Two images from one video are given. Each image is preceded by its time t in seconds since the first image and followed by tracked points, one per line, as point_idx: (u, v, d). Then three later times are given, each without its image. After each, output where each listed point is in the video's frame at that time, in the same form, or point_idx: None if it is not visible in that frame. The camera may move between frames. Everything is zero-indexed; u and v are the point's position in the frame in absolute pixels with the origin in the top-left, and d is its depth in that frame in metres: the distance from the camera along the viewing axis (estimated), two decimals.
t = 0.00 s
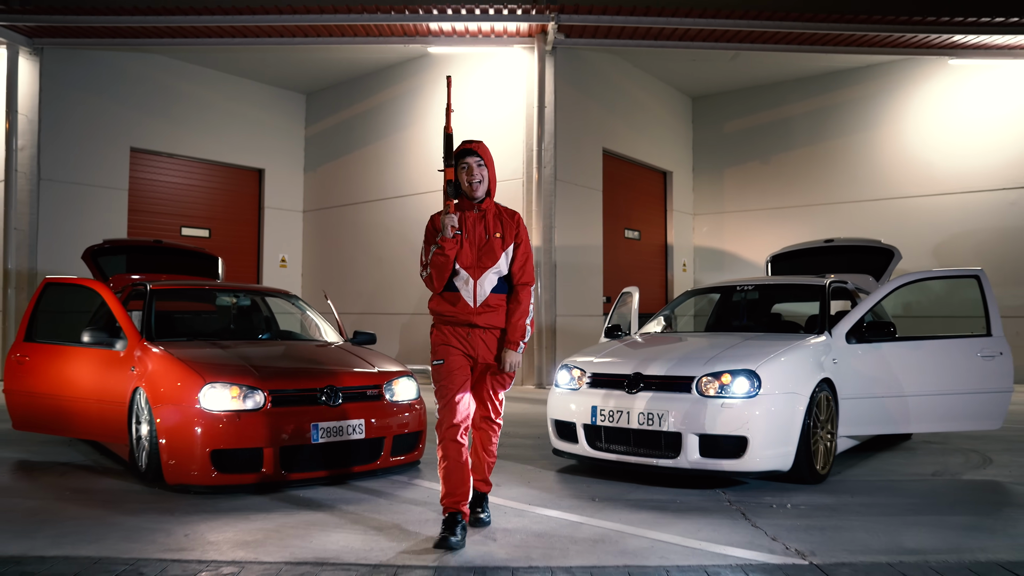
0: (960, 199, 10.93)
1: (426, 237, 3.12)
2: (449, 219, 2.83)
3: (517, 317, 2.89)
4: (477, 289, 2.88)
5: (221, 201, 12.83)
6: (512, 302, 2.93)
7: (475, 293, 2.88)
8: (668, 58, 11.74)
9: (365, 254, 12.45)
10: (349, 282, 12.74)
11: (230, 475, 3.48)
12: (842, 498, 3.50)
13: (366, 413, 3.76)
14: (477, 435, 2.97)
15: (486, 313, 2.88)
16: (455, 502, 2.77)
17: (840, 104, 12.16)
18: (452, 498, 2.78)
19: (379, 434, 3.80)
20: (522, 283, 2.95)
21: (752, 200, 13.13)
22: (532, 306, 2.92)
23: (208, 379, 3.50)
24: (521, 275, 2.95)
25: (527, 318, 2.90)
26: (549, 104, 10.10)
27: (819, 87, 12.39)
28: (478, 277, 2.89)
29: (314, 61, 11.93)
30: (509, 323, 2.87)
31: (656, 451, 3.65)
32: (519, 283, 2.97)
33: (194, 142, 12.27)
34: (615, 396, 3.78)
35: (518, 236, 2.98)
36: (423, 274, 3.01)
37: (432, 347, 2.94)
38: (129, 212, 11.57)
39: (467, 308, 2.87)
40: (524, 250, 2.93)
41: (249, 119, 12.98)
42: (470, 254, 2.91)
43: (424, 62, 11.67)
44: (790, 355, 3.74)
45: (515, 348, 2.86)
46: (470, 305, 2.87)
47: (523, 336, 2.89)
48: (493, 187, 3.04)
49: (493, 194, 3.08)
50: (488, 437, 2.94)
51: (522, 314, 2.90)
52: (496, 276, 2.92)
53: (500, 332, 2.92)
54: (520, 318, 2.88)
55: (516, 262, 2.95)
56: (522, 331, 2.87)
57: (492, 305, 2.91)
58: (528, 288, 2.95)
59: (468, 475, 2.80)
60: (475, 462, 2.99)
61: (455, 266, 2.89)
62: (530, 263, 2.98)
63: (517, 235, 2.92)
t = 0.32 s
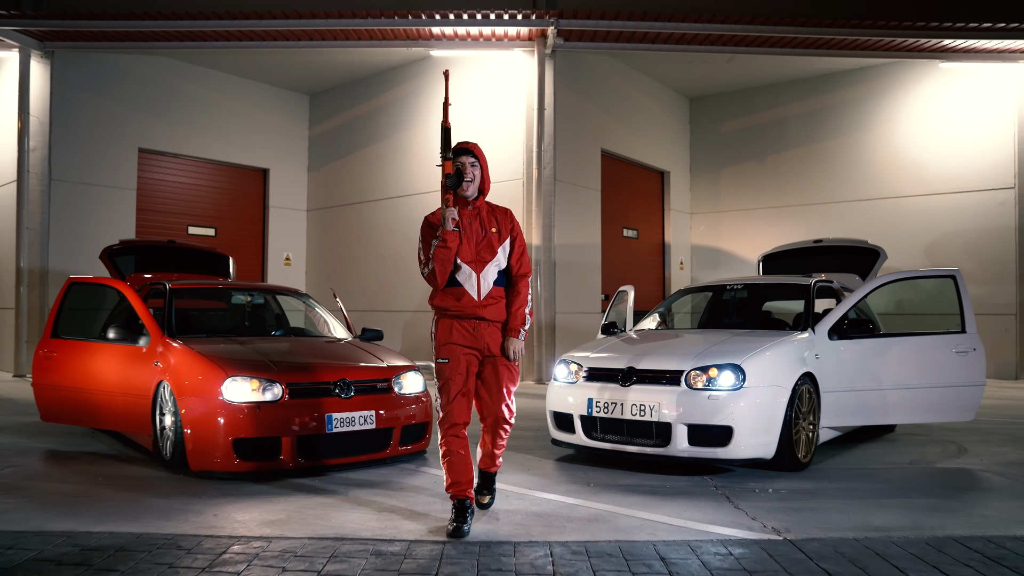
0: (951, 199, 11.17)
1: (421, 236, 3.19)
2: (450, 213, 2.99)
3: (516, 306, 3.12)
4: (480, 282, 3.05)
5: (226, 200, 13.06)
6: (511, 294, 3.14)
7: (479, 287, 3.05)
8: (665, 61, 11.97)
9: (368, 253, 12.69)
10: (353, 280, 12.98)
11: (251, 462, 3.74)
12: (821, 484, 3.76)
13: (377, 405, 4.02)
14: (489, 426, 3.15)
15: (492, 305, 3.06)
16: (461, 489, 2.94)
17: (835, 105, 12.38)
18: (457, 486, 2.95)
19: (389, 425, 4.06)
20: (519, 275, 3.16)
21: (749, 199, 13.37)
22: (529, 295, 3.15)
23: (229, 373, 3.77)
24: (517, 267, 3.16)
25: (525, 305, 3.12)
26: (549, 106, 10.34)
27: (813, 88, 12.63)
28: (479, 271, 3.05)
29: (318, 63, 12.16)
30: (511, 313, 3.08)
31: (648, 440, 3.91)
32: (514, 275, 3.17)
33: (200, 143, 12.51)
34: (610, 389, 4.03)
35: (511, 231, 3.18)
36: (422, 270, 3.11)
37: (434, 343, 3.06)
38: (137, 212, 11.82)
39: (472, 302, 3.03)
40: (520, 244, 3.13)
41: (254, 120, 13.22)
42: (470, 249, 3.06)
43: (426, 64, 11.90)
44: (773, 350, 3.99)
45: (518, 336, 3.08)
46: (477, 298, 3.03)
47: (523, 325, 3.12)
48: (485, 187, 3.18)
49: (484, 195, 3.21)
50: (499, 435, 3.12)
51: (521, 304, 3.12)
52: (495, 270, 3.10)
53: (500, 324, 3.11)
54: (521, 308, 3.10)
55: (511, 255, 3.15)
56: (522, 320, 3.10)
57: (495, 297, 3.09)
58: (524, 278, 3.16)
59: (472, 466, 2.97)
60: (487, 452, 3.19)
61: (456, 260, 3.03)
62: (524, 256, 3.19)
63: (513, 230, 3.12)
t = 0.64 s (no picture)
0: (943, 201, 11.40)
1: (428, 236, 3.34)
2: (450, 215, 3.09)
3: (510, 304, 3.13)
4: (481, 283, 3.11)
5: (231, 201, 13.30)
6: (510, 296, 3.16)
7: (480, 288, 3.11)
8: (663, 65, 12.20)
9: (371, 253, 12.93)
10: (356, 280, 13.23)
11: (269, 452, 4.00)
12: (802, 473, 4.01)
13: (386, 400, 4.27)
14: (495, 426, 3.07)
15: (491, 306, 3.10)
16: (468, 476, 3.16)
17: (829, 108, 12.62)
18: (463, 473, 3.17)
19: (398, 418, 4.31)
20: (517, 278, 3.19)
21: (745, 200, 13.61)
22: (525, 296, 3.16)
23: (247, 369, 4.03)
24: (517, 270, 3.19)
25: (518, 304, 3.12)
26: (548, 110, 10.55)
27: (808, 91, 12.86)
28: (481, 272, 3.10)
29: (322, 68, 12.40)
30: (503, 311, 3.08)
31: (641, 432, 4.15)
32: (514, 277, 3.20)
33: (207, 145, 12.76)
34: (605, 384, 4.28)
35: (514, 237, 3.23)
36: (428, 271, 3.20)
37: (438, 343, 3.15)
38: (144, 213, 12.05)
39: (472, 302, 3.08)
40: (522, 248, 3.17)
41: (259, 123, 13.46)
42: (472, 252, 3.12)
43: (428, 68, 12.14)
44: (758, 347, 4.24)
45: (501, 332, 3.05)
46: (478, 298, 3.08)
47: (512, 323, 3.09)
48: (493, 192, 3.25)
49: (493, 200, 3.28)
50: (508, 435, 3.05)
51: (514, 304, 3.12)
52: (497, 272, 3.15)
53: (491, 322, 3.11)
54: (511, 307, 3.09)
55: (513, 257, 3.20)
56: (511, 318, 3.08)
57: (495, 298, 3.14)
58: (523, 281, 3.18)
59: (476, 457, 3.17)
60: (503, 464, 3.04)
61: (458, 261, 3.11)
62: (525, 261, 3.23)
63: (515, 235, 3.17)
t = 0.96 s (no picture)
0: (935, 202, 11.64)
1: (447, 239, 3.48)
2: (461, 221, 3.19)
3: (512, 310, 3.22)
4: (485, 288, 3.22)
5: (236, 202, 13.54)
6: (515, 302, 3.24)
7: (484, 293, 3.22)
8: (660, 69, 12.42)
9: (374, 253, 13.17)
10: (359, 279, 13.46)
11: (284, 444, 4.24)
12: (785, 464, 4.26)
13: (393, 395, 4.51)
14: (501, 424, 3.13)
15: (492, 310, 3.22)
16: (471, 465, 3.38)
17: (823, 111, 12.86)
18: (468, 462, 3.39)
19: (404, 412, 4.56)
20: (525, 285, 3.27)
21: (741, 201, 13.85)
22: (528, 304, 3.22)
23: (262, 365, 4.28)
24: (525, 278, 3.28)
25: (519, 310, 3.20)
26: (548, 114, 10.74)
27: (804, 94, 13.08)
28: (487, 277, 3.22)
29: (325, 71, 12.63)
30: (503, 316, 3.18)
31: (634, 425, 4.39)
32: (523, 284, 3.28)
33: (211, 146, 12.99)
34: (600, 380, 4.52)
35: (527, 245, 3.30)
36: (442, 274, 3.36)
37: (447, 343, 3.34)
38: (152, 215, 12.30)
39: (476, 306, 3.22)
40: (530, 257, 3.25)
41: (264, 125, 13.70)
42: (482, 258, 3.24)
43: (430, 72, 12.37)
44: (745, 345, 4.48)
45: (499, 336, 3.15)
46: (479, 302, 3.21)
47: (511, 327, 3.18)
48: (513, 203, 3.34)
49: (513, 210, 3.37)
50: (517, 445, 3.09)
51: (515, 310, 3.20)
52: (504, 278, 3.25)
53: (492, 326, 3.24)
54: (511, 312, 3.18)
55: (524, 265, 3.28)
56: (511, 322, 3.17)
57: (499, 303, 3.24)
58: (531, 288, 3.24)
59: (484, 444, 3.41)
60: (507, 466, 3.08)
61: (467, 266, 3.24)
62: (536, 269, 3.31)
63: (526, 245, 3.25)
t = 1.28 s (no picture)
0: (927, 204, 11.88)
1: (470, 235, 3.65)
2: (477, 221, 3.36)
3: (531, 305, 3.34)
4: (503, 284, 3.37)
5: (241, 203, 13.77)
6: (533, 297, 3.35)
7: (501, 288, 3.37)
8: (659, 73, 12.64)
9: (377, 254, 13.40)
10: (362, 279, 13.70)
11: (298, 437, 4.49)
12: (772, 456, 4.51)
13: (400, 390, 4.76)
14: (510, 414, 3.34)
15: (510, 305, 3.35)
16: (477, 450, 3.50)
17: (819, 114, 13.08)
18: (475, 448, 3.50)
19: (411, 407, 4.80)
20: (543, 282, 3.35)
21: (738, 202, 14.08)
22: (546, 301, 3.30)
23: (277, 362, 4.52)
24: (544, 275, 3.36)
25: (536, 306, 3.29)
26: (547, 118, 10.95)
27: (799, 96, 13.31)
28: (504, 274, 3.37)
29: (328, 75, 12.85)
30: (520, 312, 3.29)
31: (629, 420, 4.63)
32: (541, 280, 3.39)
33: (216, 149, 13.21)
34: (597, 376, 4.76)
35: (546, 242, 3.40)
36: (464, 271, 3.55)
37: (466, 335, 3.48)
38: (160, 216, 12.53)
39: (494, 301, 3.37)
40: (546, 253, 3.33)
41: (269, 128, 13.93)
42: (500, 254, 3.39)
43: (432, 75, 12.58)
44: (735, 343, 4.72)
45: (517, 333, 3.27)
46: (497, 297, 3.35)
47: (529, 324, 3.29)
48: (531, 201, 3.48)
49: (531, 208, 3.51)
50: (522, 441, 3.29)
51: (533, 306, 3.29)
52: (522, 274, 3.38)
53: (510, 320, 3.36)
54: (529, 308, 3.27)
55: (541, 261, 3.38)
56: (528, 318, 3.27)
57: (515, 298, 3.37)
58: (548, 285, 3.34)
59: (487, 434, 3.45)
60: (513, 454, 3.30)
61: (486, 263, 3.41)
62: (554, 265, 3.37)
63: (542, 241, 3.35)
